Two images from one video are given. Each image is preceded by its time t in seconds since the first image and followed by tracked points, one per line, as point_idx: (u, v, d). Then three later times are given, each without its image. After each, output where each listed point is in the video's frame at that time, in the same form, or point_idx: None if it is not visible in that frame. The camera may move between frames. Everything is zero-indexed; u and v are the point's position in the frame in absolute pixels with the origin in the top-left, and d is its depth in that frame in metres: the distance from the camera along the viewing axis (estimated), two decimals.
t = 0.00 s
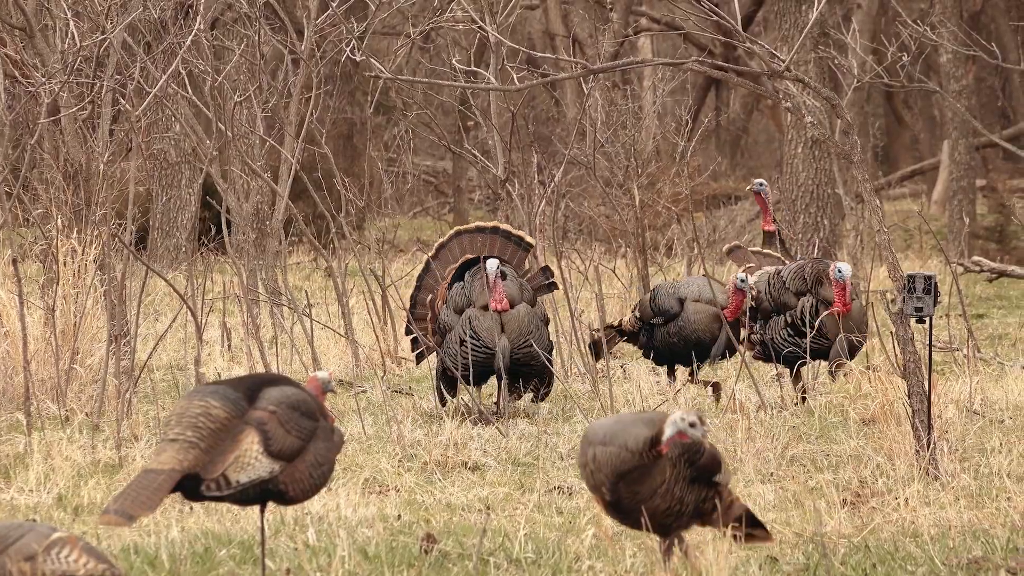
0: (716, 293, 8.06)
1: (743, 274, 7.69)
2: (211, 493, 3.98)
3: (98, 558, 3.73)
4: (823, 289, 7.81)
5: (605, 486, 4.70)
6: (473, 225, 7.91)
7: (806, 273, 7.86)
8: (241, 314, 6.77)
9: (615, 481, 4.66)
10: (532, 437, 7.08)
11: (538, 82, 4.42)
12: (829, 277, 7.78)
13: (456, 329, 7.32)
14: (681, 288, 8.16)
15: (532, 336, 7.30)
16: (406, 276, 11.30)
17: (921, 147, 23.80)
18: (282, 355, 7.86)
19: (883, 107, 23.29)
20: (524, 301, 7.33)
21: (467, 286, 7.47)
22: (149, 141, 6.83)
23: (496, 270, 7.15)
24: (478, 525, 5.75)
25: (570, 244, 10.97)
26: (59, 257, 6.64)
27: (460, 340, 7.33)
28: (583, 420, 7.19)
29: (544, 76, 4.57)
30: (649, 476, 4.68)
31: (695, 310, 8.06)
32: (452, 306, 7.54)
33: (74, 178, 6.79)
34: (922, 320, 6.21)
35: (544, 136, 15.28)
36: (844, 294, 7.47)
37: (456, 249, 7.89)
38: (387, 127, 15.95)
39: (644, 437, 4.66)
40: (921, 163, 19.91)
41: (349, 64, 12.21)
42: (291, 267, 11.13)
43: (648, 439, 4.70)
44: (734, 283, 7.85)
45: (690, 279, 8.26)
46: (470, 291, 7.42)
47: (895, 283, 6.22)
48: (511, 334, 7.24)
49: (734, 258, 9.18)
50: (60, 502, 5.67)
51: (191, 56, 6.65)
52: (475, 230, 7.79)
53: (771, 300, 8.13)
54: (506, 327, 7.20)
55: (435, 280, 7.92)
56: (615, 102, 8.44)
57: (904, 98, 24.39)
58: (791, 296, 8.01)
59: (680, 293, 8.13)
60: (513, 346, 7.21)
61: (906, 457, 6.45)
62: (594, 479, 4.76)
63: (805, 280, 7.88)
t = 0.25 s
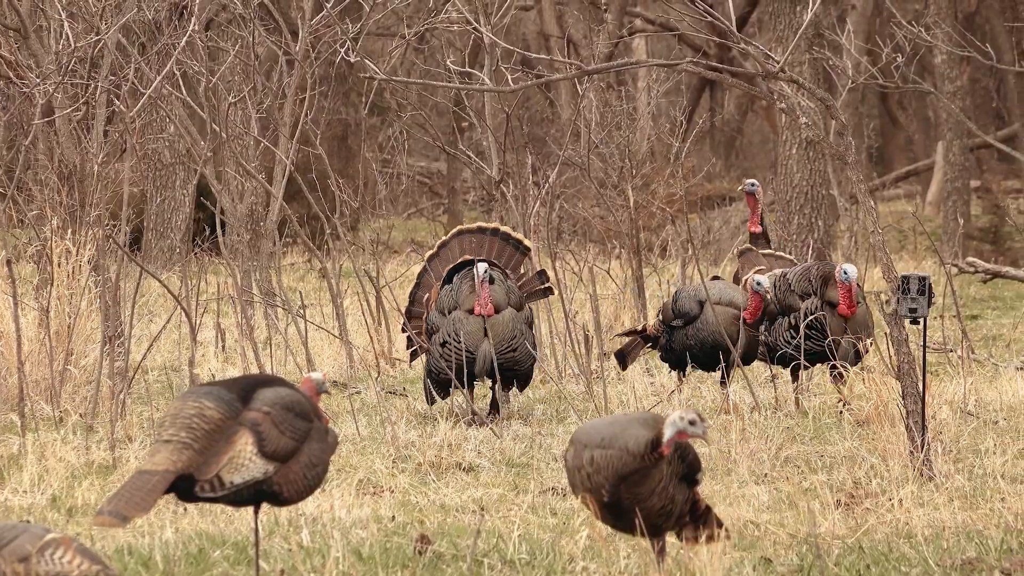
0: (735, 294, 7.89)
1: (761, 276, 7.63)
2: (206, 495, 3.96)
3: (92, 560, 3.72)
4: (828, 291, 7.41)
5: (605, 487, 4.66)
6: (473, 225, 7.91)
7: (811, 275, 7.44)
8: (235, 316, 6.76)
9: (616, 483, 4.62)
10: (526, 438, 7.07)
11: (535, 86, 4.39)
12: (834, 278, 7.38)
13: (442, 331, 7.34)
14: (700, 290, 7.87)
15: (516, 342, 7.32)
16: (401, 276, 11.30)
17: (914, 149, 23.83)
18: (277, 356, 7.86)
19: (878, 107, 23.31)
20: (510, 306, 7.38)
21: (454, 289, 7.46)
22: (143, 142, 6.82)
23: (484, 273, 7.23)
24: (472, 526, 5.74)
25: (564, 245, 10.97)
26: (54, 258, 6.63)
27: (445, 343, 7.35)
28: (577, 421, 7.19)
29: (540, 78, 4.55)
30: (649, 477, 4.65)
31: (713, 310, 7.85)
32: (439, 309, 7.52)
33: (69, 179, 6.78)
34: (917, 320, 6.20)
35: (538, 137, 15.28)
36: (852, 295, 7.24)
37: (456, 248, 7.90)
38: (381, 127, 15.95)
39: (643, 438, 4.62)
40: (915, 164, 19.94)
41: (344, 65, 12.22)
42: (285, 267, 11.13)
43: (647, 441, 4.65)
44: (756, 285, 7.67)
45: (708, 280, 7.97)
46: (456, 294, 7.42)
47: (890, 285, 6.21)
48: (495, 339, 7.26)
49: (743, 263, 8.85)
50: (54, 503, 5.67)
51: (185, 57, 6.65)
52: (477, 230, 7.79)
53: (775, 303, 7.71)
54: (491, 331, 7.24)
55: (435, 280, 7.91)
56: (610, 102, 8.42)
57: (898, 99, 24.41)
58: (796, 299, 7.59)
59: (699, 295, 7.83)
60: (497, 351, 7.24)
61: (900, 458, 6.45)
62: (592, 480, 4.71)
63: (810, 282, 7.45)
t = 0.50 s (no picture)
0: (743, 293, 7.78)
1: (763, 275, 7.50)
2: (187, 496, 3.96)
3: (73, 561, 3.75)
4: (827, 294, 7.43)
5: (610, 485, 4.46)
6: (469, 229, 7.91)
7: (812, 278, 7.49)
8: (217, 317, 6.75)
9: (623, 483, 4.43)
10: (509, 439, 7.07)
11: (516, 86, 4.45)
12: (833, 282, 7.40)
13: (423, 332, 7.35)
14: (711, 289, 7.87)
15: (496, 344, 7.31)
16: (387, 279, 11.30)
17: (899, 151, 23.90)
18: (259, 358, 7.84)
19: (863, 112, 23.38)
20: (491, 308, 7.36)
21: (438, 290, 7.48)
22: (126, 144, 6.81)
23: (466, 274, 7.23)
24: (453, 527, 5.73)
25: (547, 247, 10.98)
26: (37, 260, 6.62)
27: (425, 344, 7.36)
28: (559, 423, 7.18)
29: (521, 79, 4.61)
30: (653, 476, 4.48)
31: (722, 310, 7.74)
32: (423, 310, 7.54)
33: (52, 181, 6.77)
34: (899, 322, 6.19)
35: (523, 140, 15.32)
36: (849, 297, 7.21)
37: (451, 250, 7.89)
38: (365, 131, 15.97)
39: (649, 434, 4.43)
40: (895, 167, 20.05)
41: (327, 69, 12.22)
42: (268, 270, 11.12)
43: (655, 438, 4.43)
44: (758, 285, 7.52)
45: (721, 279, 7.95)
46: (440, 296, 7.43)
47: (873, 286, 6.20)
48: (475, 341, 7.26)
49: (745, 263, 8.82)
50: (35, 505, 5.65)
51: (168, 58, 6.64)
52: (472, 234, 7.78)
53: (776, 306, 7.70)
54: (471, 334, 7.23)
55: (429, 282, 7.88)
56: (592, 105, 8.43)
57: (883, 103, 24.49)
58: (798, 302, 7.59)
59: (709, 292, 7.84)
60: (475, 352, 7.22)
61: (883, 460, 6.44)
62: (595, 478, 4.50)
63: (811, 284, 7.49)
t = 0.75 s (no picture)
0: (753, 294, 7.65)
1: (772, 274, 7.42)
2: (183, 495, 3.97)
3: (71, 560, 3.76)
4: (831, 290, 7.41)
5: (632, 487, 4.43)
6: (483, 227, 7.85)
7: (817, 275, 7.48)
8: (213, 316, 6.76)
9: (645, 487, 4.43)
10: (505, 439, 7.09)
11: (512, 84, 4.40)
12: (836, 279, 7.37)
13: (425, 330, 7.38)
14: (720, 292, 7.72)
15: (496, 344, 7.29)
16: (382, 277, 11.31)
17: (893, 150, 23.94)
18: (254, 357, 7.85)
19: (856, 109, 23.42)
20: (493, 307, 7.35)
21: (443, 288, 7.50)
22: (121, 143, 6.81)
23: (467, 272, 7.25)
24: (450, 527, 5.74)
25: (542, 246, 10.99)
26: (33, 259, 6.62)
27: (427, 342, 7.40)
28: (555, 421, 7.20)
29: (517, 78, 4.55)
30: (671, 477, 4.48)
31: (734, 313, 7.61)
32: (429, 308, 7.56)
33: (48, 179, 6.77)
34: (894, 321, 6.20)
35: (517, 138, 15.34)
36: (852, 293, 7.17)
37: (462, 247, 7.81)
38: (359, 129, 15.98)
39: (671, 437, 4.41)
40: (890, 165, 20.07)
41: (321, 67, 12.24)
42: (263, 270, 11.12)
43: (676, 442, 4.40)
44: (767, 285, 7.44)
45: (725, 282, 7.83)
46: (444, 294, 7.46)
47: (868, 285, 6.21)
48: (475, 340, 7.26)
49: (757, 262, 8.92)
50: (32, 504, 5.66)
51: (163, 58, 6.64)
52: (487, 232, 7.74)
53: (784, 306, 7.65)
54: (471, 333, 7.23)
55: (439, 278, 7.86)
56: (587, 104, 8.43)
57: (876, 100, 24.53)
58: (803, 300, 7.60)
59: (718, 297, 7.67)
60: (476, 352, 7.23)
61: (878, 460, 6.46)
62: (614, 479, 4.45)
63: (815, 281, 7.48)
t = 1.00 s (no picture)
0: (754, 290, 7.66)
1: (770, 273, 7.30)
2: (169, 494, 3.95)
3: (57, 559, 3.74)
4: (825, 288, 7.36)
5: (645, 487, 4.41)
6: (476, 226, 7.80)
7: (809, 275, 7.38)
8: (200, 315, 6.75)
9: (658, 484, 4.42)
10: (491, 438, 7.08)
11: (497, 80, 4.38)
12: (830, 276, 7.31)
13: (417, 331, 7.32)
14: (722, 287, 7.79)
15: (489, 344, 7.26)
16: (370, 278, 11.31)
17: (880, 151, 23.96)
18: (241, 356, 7.84)
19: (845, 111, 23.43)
20: (484, 307, 7.30)
21: (433, 288, 7.42)
22: (108, 143, 6.80)
23: (458, 272, 7.18)
24: (435, 525, 5.72)
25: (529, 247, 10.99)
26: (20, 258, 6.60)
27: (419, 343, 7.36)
28: (541, 420, 7.19)
29: (501, 72, 4.53)
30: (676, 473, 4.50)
31: (734, 309, 7.66)
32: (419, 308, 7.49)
33: (35, 179, 6.76)
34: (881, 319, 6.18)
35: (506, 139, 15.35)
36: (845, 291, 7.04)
37: (455, 246, 7.75)
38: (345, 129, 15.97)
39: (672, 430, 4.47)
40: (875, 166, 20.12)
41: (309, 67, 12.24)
42: (249, 269, 11.13)
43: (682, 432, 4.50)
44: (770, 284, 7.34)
45: (727, 277, 7.88)
46: (434, 294, 7.39)
47: (856, 284, 6.19)
48: (467, 341, 7.22)
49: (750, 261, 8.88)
50: (17, 503, 5.63)
51: (150, 56, 6.64)
52: (481, 233, 7.69)
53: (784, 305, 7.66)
54: (463, 334, 7.18)
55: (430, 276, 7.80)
56: (574, 103, 8.42)
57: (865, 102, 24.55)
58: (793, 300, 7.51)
59: (720, 292, 7.76)
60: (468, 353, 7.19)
61: (865, 459, 6.44)
62: (625, 481, 4.40)
63: (807, 281, 7.40)
